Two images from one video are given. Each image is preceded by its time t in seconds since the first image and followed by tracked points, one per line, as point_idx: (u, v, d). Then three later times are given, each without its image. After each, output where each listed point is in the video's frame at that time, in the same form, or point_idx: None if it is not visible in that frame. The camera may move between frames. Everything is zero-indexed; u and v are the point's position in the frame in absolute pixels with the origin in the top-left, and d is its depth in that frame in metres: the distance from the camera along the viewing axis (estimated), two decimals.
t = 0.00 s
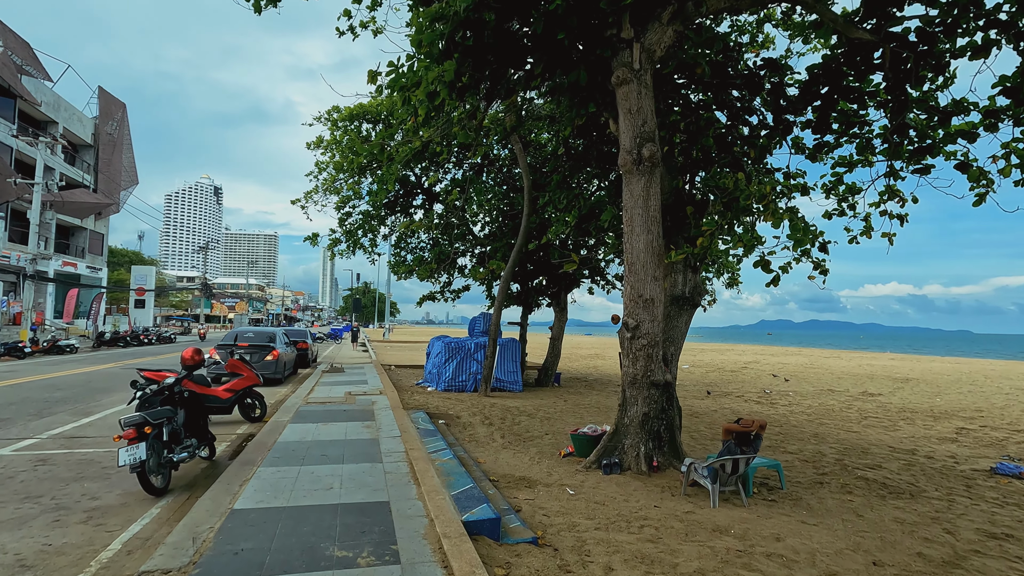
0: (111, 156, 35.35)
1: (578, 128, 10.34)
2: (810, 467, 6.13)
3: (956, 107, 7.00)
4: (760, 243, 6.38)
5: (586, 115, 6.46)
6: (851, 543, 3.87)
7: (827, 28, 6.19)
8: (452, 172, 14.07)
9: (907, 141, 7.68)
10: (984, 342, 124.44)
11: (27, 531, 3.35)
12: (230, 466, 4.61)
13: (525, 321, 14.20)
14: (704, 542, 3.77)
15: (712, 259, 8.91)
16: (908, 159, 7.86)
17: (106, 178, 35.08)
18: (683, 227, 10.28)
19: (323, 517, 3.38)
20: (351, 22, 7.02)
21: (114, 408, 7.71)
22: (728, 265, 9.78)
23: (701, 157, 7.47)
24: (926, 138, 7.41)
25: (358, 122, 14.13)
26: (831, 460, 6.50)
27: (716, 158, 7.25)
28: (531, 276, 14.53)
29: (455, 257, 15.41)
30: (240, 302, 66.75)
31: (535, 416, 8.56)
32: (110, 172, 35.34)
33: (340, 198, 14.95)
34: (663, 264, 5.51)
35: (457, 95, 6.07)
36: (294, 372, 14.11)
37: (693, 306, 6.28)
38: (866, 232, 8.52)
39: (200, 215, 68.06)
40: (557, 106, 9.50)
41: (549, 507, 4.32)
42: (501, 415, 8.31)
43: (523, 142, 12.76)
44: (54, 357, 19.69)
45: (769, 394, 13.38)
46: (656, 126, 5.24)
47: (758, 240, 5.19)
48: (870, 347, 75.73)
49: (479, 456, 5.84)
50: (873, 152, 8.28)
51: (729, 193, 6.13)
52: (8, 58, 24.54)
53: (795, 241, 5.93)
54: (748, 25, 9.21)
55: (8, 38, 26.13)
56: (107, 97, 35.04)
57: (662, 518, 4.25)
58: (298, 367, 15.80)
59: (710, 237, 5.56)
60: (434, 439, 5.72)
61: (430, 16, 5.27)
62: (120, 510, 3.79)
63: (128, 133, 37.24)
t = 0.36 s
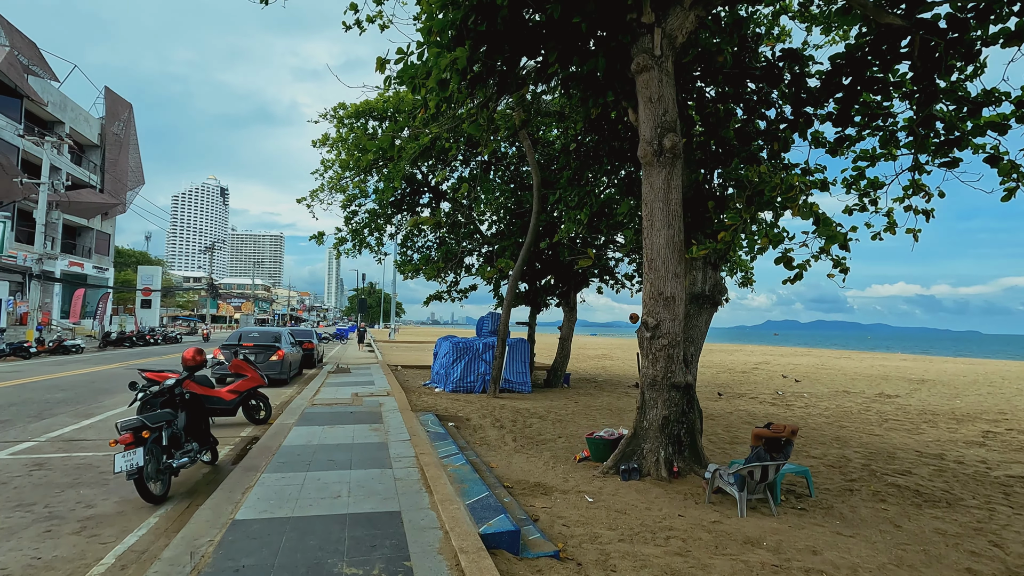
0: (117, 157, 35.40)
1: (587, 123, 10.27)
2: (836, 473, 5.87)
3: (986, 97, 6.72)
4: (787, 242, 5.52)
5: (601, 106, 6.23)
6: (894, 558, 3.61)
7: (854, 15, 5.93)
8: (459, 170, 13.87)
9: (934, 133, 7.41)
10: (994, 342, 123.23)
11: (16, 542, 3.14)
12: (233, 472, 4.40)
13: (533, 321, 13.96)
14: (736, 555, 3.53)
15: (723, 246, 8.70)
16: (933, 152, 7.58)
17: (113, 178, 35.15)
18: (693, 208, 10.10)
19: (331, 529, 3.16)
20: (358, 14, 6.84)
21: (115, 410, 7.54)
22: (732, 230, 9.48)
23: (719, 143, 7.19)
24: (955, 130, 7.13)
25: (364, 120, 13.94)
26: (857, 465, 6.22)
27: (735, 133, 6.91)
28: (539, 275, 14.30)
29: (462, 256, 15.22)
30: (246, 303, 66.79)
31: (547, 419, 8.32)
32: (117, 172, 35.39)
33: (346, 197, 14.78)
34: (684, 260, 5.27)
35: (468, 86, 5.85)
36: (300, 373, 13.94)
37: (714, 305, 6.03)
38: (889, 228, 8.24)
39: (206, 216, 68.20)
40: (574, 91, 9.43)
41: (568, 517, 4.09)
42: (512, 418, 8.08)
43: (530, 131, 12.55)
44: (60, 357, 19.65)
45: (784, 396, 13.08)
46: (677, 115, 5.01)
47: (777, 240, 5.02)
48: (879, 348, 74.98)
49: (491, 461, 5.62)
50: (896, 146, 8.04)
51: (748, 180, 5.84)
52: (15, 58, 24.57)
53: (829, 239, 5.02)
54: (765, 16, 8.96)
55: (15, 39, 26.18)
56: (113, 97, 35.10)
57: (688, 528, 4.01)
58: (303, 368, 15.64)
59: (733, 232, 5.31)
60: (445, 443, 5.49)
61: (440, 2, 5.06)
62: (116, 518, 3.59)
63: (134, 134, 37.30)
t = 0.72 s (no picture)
0: (125, 161, 35.50)
1: (599, 122, 10.05)
2: (868, 486, 5.58)
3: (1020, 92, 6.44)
4: (815, 243, 5.22)
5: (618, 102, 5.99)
6: None
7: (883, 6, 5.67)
8: (467, 172, 13.68)
9: (963, 130, 7.13)
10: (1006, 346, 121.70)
11: None
12: (235, 487, 4.17)
13: (543, 326, 13.69)
14: None
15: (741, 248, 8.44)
16: (962, 150, 7.30)
17: (121, 183, 35.23)
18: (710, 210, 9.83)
19: (338, 555, 2.91)
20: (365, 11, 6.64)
21: (117, 418, 7.35)
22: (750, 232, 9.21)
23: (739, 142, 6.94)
24: (985, 126, 6.85)
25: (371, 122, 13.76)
26: (889, 479, 5.91)
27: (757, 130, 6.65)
28: (549, 278, 14.06)
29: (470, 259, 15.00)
30: (252, 307, 66.87)
31: (560, 427, 8.05)
32: (124, 176, 35.48)
33: (353, 200, 14.61)
34: (708, 263, 5.01)
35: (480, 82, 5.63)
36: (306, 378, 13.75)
37: (736, 310, 5.76)
38: (914, 229, 7.95)
39: (213, 220, 68.43)
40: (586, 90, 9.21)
41: (590, 537, 3.83)
42: (524, 426, 7.83)
43: (540, 132, 12.32)
44: (67, 362, 19.59)
45: (801, 402, 12.73)
46: (702, 110, 4.76)
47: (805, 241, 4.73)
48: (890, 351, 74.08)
49: (505, 474, 5.37)
50: (922, 143, 7.77)
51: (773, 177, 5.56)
52: (23, 63, 24.64)
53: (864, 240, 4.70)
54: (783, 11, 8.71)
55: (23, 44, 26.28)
56: (121, 102, 35.21)
57: (719, 550, 3.74)
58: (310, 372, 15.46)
59: (759, 234, 5.05)
60: (457, 455, 5.24)
61: None
62: (110, 539, 3.36)
63: (142, 138, 37.41)
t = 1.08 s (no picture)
0: (135, 162, 35.65)
1: (612, 117, 9.83)
2: (900, 493, 5.30)
3: None
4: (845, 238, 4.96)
5: (636, 91, 5.75)
6: None
7: None
8: (476, 169, 13.49)
9: (993, 121, 6.84)
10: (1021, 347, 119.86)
11: None
12: (238, 492, 3.98)
13: (553, 325, 13.45)
14: None
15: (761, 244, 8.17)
16: (992, 142, 7.01)
17: (131, 184, 35.39)
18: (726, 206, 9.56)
19: (344, 570, 2.71)
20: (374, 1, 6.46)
21: (121, 419, 7.20)
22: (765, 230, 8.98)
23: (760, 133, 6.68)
24: (1019, 117, 6.56)
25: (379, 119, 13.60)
26: (921, 485, 5.63)
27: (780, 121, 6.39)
28: (559, 277, 13.83)
29: (479, 258, 14.80)
30: (261, 307, 67.09)
31: (573, 429, 7.81)
32: (134, 177, 35.64)
33: (361, 199, 14.45)
34: (732, 258, 4.77)
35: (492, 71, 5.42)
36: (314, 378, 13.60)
37: (760, 308, 5.50)
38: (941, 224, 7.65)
39: (222, 221, 68.75)
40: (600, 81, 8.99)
41: (610, 548, 3.61)
42: (536, 428, 7.60)
43: (551, 129, 12.11)
44: (76, 362, 19.60)
45: (819, 404, 12.40)
46: (726, 98, 4.52)
47: (834, 235, 4.47)
48: (904, 352, 73.09)
49: (518, 479, 5.15)
50: (949, 135, 7.48)
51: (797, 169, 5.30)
52: (34, 64, 24.79)
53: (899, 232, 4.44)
54: None
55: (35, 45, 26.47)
56: (131, 103, 35.40)
57: (749, 563, 3.50)
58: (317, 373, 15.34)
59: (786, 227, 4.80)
60: (468, 459, 5.03)
61: None
62: (103, 549, 3.18)
63: (152, 139, 37.57)
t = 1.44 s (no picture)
0: (137, 160, 35.54)
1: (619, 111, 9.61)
2: (924, 502, 5.04)
3: None
4: (868, 234, 4.70)
5: (646, 79, 5.51)
6: None
7: None
8: (479, 166, 13.25)
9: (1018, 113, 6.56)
10: None
11: None
12: (227, 503, 3.77)
13: (557, 325, 13.21)
14: None
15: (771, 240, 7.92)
16: (1016, 135, 6.73)
17: (133, 182, 35.31)
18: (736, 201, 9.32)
19: None
20: None
21: (114, 422, 7.00)
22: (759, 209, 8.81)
23: (774, 124, 6.45)
24: None
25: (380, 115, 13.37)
26: (946, 493, 5.37)
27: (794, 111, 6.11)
28: (564, 276, 13.59)
29: (482, 256, 14.57)
30: (264, 306, 67.05)
31: (579, 432, 7.57)
32: (136, 175, 35.53)
33: (362, 196, 14.22)
34: (750, 255, 4.52)
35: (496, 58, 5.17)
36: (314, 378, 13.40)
37: (776, 308, 5.24)
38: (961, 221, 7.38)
39: (225, 220, 68.70)
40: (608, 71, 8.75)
41: (623, 566, 3.37)
42: (541, 431, 7.38)
43: (555, 125, 11.87)
44: (76, 361, 19.45)
45: (830, 405, 12.13)
46: (744, 85, 4.28)
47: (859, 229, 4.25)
48: (910, 351, 72.51)
49: (523, 487, 4.92)
50: (970, 128, 7.20)
51: (813, 162, 5.07)
52: (34, 62, 24.66)
53: (930, 227, 4.19)
54: None
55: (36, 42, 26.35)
56: (133, 101, 35.27)
57: None
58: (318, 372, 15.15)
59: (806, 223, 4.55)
60: (471, 467, 4.80)
61: None
62: (79, 568, 2.96)
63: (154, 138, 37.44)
